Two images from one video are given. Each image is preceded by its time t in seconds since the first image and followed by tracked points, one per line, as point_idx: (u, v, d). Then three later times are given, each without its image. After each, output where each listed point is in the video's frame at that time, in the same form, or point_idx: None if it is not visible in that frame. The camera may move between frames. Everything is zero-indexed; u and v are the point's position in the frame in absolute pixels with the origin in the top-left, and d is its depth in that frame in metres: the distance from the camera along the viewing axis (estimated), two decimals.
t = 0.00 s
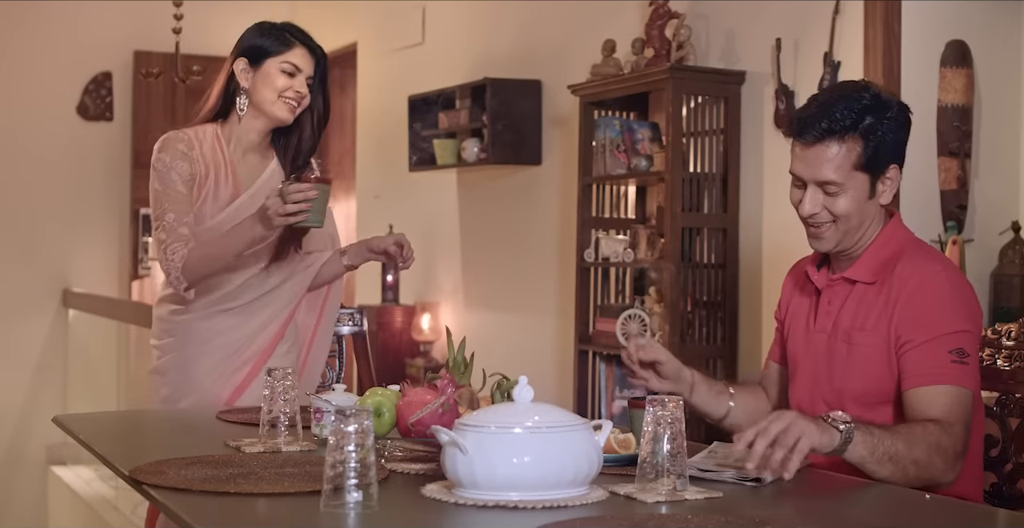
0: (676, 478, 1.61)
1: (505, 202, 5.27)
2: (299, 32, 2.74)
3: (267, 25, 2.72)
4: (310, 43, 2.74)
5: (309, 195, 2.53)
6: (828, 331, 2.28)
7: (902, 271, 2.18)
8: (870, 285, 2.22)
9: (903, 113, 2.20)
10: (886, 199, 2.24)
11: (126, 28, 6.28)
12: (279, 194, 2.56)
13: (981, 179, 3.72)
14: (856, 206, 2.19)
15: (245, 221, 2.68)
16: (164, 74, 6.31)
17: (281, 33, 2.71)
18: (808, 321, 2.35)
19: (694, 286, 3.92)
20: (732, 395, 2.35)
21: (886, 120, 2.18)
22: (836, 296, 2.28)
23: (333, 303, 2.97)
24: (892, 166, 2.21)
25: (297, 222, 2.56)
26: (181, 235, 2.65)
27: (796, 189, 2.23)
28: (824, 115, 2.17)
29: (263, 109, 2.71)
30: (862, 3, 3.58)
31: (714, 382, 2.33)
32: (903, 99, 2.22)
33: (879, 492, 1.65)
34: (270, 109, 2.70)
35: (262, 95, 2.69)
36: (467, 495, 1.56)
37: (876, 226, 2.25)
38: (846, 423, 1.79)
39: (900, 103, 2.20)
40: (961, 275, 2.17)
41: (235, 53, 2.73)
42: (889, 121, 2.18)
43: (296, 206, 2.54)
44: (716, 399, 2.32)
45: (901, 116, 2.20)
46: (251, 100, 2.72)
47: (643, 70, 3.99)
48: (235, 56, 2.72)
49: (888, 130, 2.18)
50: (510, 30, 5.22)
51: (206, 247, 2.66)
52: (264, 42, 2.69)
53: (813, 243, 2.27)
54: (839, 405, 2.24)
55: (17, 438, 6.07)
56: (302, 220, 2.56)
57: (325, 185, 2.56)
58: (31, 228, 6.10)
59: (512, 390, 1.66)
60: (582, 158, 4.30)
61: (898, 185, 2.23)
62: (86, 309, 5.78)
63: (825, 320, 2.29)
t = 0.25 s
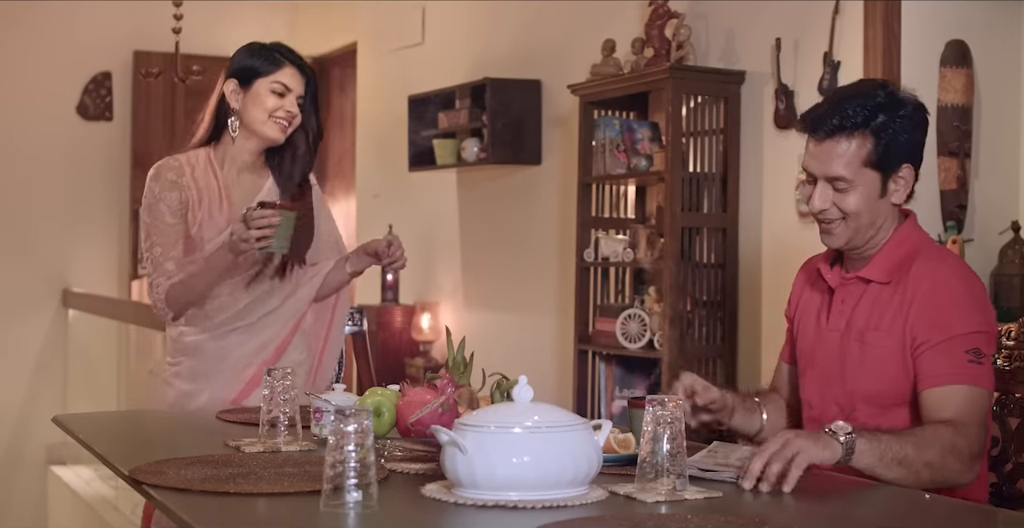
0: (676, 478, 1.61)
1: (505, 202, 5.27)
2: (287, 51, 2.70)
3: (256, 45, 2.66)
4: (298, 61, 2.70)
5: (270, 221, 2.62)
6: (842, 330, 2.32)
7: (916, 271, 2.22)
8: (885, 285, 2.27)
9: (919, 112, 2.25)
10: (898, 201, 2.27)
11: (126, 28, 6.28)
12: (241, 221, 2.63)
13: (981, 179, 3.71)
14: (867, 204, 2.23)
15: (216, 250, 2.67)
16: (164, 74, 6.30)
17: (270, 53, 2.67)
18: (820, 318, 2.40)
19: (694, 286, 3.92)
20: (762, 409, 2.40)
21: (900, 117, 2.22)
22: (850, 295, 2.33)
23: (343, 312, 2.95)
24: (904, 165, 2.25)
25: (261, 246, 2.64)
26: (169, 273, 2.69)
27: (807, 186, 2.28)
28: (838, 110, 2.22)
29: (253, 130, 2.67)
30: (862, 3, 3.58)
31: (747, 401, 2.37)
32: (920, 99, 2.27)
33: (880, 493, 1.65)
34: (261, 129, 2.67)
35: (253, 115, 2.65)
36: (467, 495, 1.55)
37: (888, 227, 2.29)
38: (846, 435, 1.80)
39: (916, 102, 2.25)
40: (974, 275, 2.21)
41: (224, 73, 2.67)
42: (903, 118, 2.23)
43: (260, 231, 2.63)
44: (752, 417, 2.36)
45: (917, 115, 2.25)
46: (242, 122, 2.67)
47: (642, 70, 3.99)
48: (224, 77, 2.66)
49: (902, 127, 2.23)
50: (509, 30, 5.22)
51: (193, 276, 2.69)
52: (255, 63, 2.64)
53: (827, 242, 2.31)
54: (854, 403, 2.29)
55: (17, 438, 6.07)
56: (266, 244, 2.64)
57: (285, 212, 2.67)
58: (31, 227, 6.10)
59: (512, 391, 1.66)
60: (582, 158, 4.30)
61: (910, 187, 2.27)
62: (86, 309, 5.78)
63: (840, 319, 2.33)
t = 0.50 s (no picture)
0: (676, 476, 1.61)
1: (504, 201, 5.27)
2: (276, 76, 3.04)
3: (247, 70, 3.03)
4: (285, 87, 3.05)
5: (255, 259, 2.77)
6: (854, 329, 2.34)
7: (933, 274, 2.24)
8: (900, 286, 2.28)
9: (922, 111, 2.27)
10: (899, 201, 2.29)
11: (125, 27, 6.29)
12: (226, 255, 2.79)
13: (980, 176, 3.71)
14: (855, 195, 2.28)
15: (200, 284, 2.88)
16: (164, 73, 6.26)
17: (260, 77, 3.02)
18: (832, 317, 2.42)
19: (694, 284, 3.92)
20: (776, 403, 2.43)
21: (895, 112, 2.27)
22: (864, 294, 2.35)
23: (350, 320, 3.23)
24: (899, 161, 2.27)
25: (245, 281, 2.80)
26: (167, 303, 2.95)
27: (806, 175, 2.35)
28: (833, 103, 2.30)
29: (244, 152, 2.99)
30: (863, 2, 3.58)
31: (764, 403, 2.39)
32: (934, 101, 2.29)
33: (879, 491, 1.65)
34: (252, 151, 2.99)
35: (244, 138, 2.98)
36: (466, 493, 1.55)
37: (891, 226, 2.31)
38: (852, 440, 1.82)
39: (924, 101, 2.27)
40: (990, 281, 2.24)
41: (218, 100, 3.03)
42: (899, 113, 2.27)
43: (245, 267, 2.78)
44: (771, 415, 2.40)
45: (923, 113, 2.27)
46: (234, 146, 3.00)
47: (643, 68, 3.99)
48: (217, 103, 3.02)
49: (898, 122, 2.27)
50: (509, 29, 5.22)
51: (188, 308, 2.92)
52: (245, 86, 3.00)
53: (831, 237, 2.35)
54: (864, 403, 2.31)
55: (16, 437, 6.08)
56: (250, 278, 2.80)
57: (269, 247, 2.81)
58: (30, 226, 6.11)
59: (511, 390, 1.66)
60: (581, 157, 4.30)
61: (909, 185, 2.27)
62: (86, 308, 5.78)
63: (853, 317, 2.35)
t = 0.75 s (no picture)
0: (674, 471, 1.61)
1: (503, 196, 5.27)
2: (267, 101, 3.00)
3: (238, 95, 2.98)
4: (277, 111, 3.00)
5: (253, 291, 2.75)
6: (860, 324, 2.32)
7: (945, 274, 2.21)
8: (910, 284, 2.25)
9: (924, 103, 2.22)
10: (897, 192, 2.24)
11: (124, 22, 6.30)
12: (226, 289, 2.79)
13: (979, 172, 3.70)
14: (847, 184, 2.26)
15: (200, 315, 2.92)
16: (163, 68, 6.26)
17: (250, 102, 2.97)
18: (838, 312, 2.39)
19: (693, 280, 3.92)
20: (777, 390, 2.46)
21: (894, 104, 2.23)
22: (872, 291, 2.32)
23: (360, 335, 3.20)
24: (893, 152, 2.23)
25: (244, 313, 2.78)
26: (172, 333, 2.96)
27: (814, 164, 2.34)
28: (835, 92, 2.29)
29: (236, 178, 2.97)
30: None
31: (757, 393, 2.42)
32: (941, 93, 2.24)
33: (878, 487, 1.65)
34: (244, 177, 2.96)
35: (235, 165, 2.95)
36: (465, 488, 1.55)
37: (891, 219, 2.27)
38: (866, 446, 1.86)
39: (927, 93, 2.22)
40: (1001, 283, 2.22)
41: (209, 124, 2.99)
42: (898, 104, 2.23)
43: (243, 300, 2.76)
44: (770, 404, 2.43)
45: (926, 106, 2.22)
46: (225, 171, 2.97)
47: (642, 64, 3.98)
48: (209, 128, 2.98)
49: (895, 113, 2.23)
50: (508, 25, 5.21)
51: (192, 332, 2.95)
52: (235, 112, 2.96)
53: (840, 230, 2.33)
54: (869, 402, 2.28)
55: (15, 432, 6.09)
56: (248, 311, 2.78)
57: (268, 280, 2.77)
58: (30, 222, 6.14)
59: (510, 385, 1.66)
60: (580, 152, 4.30)
61: (906, 176, 2.23)
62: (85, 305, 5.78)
63: (859, 313, 2.33)
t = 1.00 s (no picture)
0: (670, 465, 1.61)
1: (499, 189, 5.27)
2: (266, 119, 3.07)
3: (239, 113, 3.06)
4: (276, 129, 3.07)
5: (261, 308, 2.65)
6: (861, 318, 2.31)
7: (945, 268, 2.21)
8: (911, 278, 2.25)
9: (927, 96, 2.21)
10: (898, 185, 2.25)
11: (118, 17, 6.36)
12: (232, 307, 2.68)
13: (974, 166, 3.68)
14: (848, 177, 2.27)
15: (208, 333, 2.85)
16: (158, 61, 6.32)
17: (250, 121, 3.05)
18: (838, 305, 2.39)
19: (690, 273, 3.92)
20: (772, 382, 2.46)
21: (897, 96, 2.23)
22: (871, 284, 2.32)
23: (366, 350, 3.23)
24: (893, 145, 2.23)
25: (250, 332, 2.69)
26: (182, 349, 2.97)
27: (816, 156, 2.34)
28: (838, 84, 2.30)
29: (235, 195, 3.04)
30: None
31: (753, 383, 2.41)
32: (944, 87, 2.23)
33: (873, 481, 1.65)
34: (243, 195, 3.02)
35: (234, 182, 3.02)
36: (461, 481, 1.55)
37: (892, 211, 2.27)
38: (873, 441, 1.86)
39: (930, 86, 2.22)
40: (1002, 275, 2.21)
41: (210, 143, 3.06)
42: (900, 97, 2.22)
43: (249, 318, 2.66)
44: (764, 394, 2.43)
45: (929, 98, 2.22)
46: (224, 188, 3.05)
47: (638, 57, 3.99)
48: (209, 146, 3.06)
49: (897, 106, 2.23)
50: (503, 18, 5.22)
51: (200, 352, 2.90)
52: (235, 129, 3.03)
53: (839, 223, 2.34)
54: (870, 395, 2.28)
55: (10, 425, 6.10)
56: (256, 328, 2.68)
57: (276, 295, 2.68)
58: (26, 214, 6.23)
59: (506, 379, 1.66)
60: (577, 146, 4.30)
61: (906, 169, 2.23)
62: (79, 298, 5.78)
63: (860, 307, 2.32)
